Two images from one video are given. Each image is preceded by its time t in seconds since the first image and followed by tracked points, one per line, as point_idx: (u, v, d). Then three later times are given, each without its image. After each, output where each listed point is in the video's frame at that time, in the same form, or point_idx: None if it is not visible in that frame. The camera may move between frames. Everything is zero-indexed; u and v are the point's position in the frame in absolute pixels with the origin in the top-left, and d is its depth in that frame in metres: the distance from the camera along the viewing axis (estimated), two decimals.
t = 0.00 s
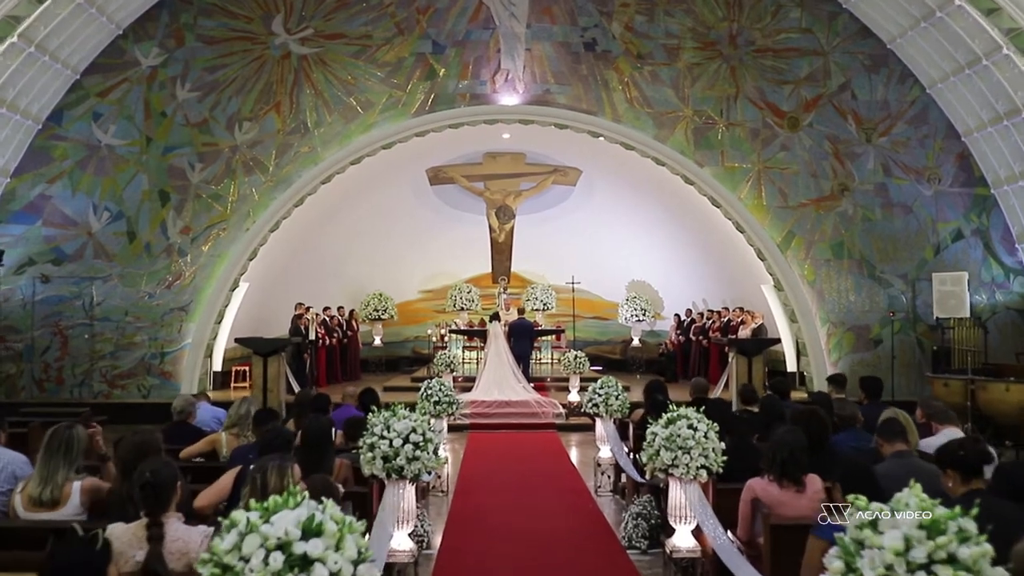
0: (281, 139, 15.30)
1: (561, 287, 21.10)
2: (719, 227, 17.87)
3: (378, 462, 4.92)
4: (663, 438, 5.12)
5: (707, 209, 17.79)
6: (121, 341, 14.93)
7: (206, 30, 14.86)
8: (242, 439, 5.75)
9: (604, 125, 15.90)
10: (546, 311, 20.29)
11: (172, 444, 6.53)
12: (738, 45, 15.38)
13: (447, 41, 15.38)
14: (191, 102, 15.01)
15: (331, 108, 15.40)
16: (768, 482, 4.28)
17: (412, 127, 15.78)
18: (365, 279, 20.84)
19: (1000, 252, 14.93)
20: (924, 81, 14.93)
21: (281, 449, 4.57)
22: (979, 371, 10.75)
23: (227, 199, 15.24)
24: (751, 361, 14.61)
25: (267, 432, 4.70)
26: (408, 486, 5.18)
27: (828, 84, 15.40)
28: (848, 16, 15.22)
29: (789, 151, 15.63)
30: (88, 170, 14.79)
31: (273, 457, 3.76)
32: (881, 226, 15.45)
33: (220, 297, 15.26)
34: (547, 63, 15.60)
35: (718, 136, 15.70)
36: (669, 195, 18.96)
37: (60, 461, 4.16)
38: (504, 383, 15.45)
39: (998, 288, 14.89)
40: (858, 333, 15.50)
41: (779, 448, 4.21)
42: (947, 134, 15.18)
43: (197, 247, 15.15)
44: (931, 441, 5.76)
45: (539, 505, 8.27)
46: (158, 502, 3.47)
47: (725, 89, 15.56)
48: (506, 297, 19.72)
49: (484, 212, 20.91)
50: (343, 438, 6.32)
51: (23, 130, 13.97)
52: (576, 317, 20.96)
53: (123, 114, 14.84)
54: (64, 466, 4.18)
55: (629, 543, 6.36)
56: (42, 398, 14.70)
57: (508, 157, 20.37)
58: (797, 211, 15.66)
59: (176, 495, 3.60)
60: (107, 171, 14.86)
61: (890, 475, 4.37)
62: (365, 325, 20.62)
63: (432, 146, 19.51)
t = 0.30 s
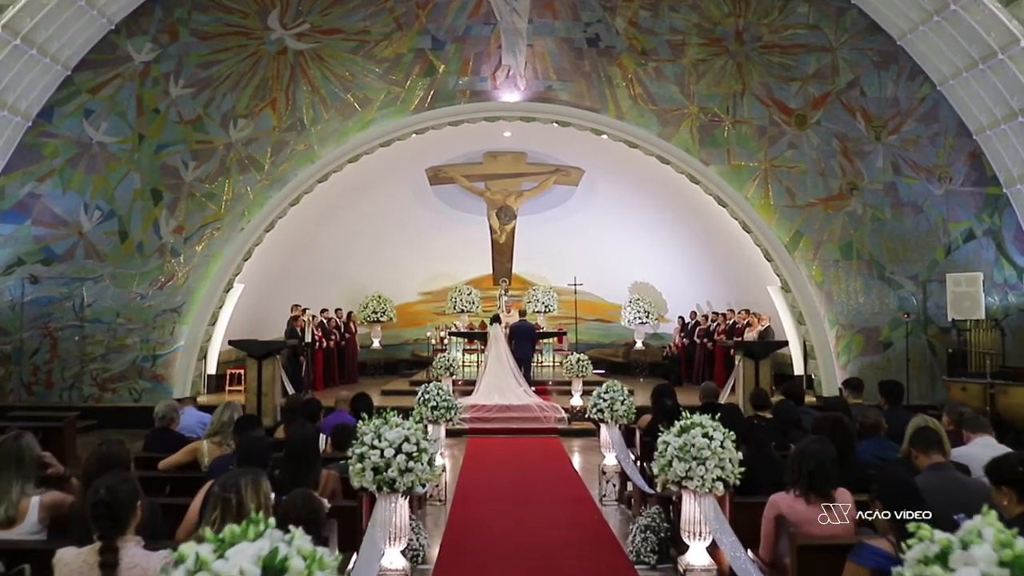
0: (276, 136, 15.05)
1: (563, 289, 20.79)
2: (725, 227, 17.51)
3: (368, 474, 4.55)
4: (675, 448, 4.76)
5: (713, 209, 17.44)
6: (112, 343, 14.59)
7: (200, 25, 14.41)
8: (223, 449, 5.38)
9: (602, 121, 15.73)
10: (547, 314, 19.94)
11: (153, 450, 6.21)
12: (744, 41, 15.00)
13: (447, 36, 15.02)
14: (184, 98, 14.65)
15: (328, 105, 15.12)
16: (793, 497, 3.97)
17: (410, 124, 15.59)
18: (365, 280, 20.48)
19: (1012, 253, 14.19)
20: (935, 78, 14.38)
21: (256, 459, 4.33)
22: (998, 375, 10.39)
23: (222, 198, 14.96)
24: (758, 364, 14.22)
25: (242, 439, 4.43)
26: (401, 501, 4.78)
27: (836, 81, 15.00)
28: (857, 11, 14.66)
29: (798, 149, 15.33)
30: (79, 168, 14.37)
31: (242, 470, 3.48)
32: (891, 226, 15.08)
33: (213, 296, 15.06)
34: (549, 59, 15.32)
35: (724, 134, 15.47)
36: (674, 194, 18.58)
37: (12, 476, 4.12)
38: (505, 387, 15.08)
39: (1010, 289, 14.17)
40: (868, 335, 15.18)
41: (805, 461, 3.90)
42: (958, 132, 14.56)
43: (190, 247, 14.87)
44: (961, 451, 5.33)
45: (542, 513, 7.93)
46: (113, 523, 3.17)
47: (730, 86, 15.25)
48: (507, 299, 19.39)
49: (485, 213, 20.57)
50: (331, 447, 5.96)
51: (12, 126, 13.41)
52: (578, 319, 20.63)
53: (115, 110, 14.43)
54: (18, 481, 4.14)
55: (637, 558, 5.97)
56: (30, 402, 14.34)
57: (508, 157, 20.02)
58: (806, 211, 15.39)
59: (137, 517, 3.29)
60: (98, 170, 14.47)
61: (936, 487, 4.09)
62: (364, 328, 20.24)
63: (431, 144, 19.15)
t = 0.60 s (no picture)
0: (270, 134, 14.63)
1: (565, 291, 20.42)
2: (730, 227, 17.13)
3: (352, 489, 4.18)
4: (686, 460, 4.37)
5: (717, 208, 17.09)
6: (102, 346, 14.22)
7: (193, 20, 14.20)
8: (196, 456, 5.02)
9: (605, 119, 15.05)
10: (548, 317, 19.59)
11: (129, 460, 5.93)
12: (750, 37, 14.62)
13: (446, 32, 14.65)
14: (177, 95, 14.32)
15: (324, 102, 14.68)
16: (820, 516, 3.66)
17: (409, 123, 14.97)
18: (362, 282, 20.10)
19: None
20: (945, 76, 14.25)
21: (223, 473, 3.92)
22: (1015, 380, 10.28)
23: (214, 197, 14.56)
24: (765, 368, 13.87)
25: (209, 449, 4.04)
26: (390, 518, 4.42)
27: (844, 78, 14.67)
28: (865, 7, 14.52)
29: (804, 148, 14.83)
30: (68, 166, 14.05)
31: (193, 488, 3.08)
32: (900, 227, 14.65)
33: (206, 298, 14.64)
34: (550, 55, 14.82)
35: (729, 132, 14.86)
36: (676, 193, 18.24)
37: None
38: (505, 391, 14.72)
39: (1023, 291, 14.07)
40: (877, 337, 14.66)
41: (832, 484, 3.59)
42: (968, 130, 14.44)
43: (182, 247, 14.48)
44: (994, 464, 5.00)
45: (542, 526, 7.46)
46: (50, 554, 2.87)
47: (737, 83, 14.79)
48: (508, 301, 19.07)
49: (485, 213, 20.23)
50: (317, 459, 5.63)
51: None
52: (580, 323, 20.25)
53: (106, 107, 14.14)
54: None
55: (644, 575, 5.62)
56: (17, 406, 13.95)
57: (509, 157, 19.65)
58: (812, 211, 14.85)
59: (80, 546, 2.96)
60: (88, 168, 14.13)
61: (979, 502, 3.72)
62: (362, 330, 19.91)
63: (429, 143, 18.76)
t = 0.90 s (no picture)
0: (265, 131, 14.24)
1: (566, 293, 20.10)
2: (734, 228, 16.79)
3: (334, 507, 3.81)
4: (701, 475, 4.01)
5: (720, 208, 16.77)
6: (90, 348, 13.85)
7: (186, 15, 13.88)
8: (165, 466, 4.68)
9: (607, 117, 14.60)
10: (549, 320, 19.27)
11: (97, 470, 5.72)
12: (756, 34, 14.29)
13: (445, 27, 14.30)
14: (168, 91, 14.00)
15: (319, 99, 14.31)
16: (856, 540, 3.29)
17: (406, 120, 14.54)
18: (360, 284, 19.74)
19: None
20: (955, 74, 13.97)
21: (186, 490, 3.51)
22: None
23: (207, 196, 14.17)
24: (771, 372, 13.48)
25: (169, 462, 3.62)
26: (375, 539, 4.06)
27: (852, 76, 14.30)
28: (873, 3, 14.23)
29: (812, 147, 14.40)
30: (56, 164, 13.76)
31: (123, 514, 2.70)
32: (910, 228, 14.22)
33: (196, 302, 14.21)
34: (551, 52, 14.44)
35: (735, 131, 14.48)
36: (679, 194, 17.90)
37: None
38: (503, 396, 14.34)
39: None
40: (887, 341, 14.21)
41: (871, 497, 3.30)
42: (979, 129, 14.12)
43: (173, 248, 14.10)
44: None
45: (542, 543, 7.01)
46: None
47: (742, 81, 14.39)
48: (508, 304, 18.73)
49: (485, 215, 19.86)
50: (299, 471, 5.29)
51: None
52: (581, 326, 19.92)
53: (96, 104, 13.83)
54: None
55: None
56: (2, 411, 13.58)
57: (510, 157, 19.24)
58: (821, 212, 14.40)
59: None
60: (77, 165, 13.83)
61: None
62: (359, 333, 19.56)
63: (427, 143, 18.34)
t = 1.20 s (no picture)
0: (258, 129, 13.90)
1: (567, 296, 19.72)
2: (740, 229, 16.44)
3: (315, 527, 3.47)
4: (725, 491, 3.64)
5: (724, 208, 16.41)
6: (77, 351, 13.49)
7: (178, 9, 13.55)
8: (135, 480, 4.29)
9: (610, 114, 14.13)
10: (549, 323, 19.08)
11: (70, 480, 5.48)
12: (762, 30, 13.82)
13: (444, 22, 13.90)
14: (159, 87, 13.66)
15: (314, 95, 13.96)
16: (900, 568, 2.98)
17: (404, 117, 14.13)
18: (357, 286, 19.35)
19: None
20: (967, 71, 13.55)
21: (138, 511, 3.21)
22: None
23: (198, 195, 13.85)
24: (778, 377, 13.11)
25: (127, 484, 3.34)
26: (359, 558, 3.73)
27: (860, 73, 13.86)
28: None
29: (819, 146, 13.97)
30: (43, 162, 13.41)
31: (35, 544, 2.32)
32: (920, 229, 13.77)
33: (188, 303, 13.90)
34: (553, 47, 14.01)
35: (741, 129, 14.00)
36: (682, 194, 17.56)
37: None
38: (503, 400, 13.98)
39: None
40: (896, 345, 13.77)
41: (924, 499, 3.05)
42: (990, 128, 13.66)
43: (163, 248, 13.77)
44: None
45: (545, 556, 6.60)
46: None
47: (748, 78, 13.93)
48: (509, 307, 18.39)
49: (484, 216, 19.51)
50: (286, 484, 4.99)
51: None
52: (582, 329, 19.56)
53: (85, 100, 13.49)
54: None
55: None
56: None
57: (510, 156, 18.94)
58: (829, 211, 13.96)
59: None
60: (65, 164, 13.48)
61: None
62: (356, 336, 19.18)
63: (426, 140, 17.95)
